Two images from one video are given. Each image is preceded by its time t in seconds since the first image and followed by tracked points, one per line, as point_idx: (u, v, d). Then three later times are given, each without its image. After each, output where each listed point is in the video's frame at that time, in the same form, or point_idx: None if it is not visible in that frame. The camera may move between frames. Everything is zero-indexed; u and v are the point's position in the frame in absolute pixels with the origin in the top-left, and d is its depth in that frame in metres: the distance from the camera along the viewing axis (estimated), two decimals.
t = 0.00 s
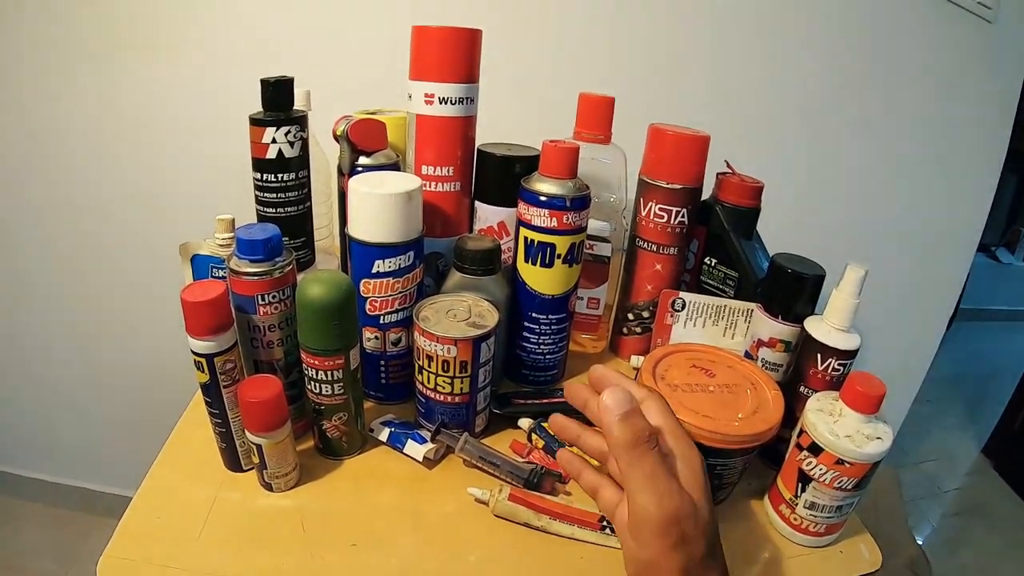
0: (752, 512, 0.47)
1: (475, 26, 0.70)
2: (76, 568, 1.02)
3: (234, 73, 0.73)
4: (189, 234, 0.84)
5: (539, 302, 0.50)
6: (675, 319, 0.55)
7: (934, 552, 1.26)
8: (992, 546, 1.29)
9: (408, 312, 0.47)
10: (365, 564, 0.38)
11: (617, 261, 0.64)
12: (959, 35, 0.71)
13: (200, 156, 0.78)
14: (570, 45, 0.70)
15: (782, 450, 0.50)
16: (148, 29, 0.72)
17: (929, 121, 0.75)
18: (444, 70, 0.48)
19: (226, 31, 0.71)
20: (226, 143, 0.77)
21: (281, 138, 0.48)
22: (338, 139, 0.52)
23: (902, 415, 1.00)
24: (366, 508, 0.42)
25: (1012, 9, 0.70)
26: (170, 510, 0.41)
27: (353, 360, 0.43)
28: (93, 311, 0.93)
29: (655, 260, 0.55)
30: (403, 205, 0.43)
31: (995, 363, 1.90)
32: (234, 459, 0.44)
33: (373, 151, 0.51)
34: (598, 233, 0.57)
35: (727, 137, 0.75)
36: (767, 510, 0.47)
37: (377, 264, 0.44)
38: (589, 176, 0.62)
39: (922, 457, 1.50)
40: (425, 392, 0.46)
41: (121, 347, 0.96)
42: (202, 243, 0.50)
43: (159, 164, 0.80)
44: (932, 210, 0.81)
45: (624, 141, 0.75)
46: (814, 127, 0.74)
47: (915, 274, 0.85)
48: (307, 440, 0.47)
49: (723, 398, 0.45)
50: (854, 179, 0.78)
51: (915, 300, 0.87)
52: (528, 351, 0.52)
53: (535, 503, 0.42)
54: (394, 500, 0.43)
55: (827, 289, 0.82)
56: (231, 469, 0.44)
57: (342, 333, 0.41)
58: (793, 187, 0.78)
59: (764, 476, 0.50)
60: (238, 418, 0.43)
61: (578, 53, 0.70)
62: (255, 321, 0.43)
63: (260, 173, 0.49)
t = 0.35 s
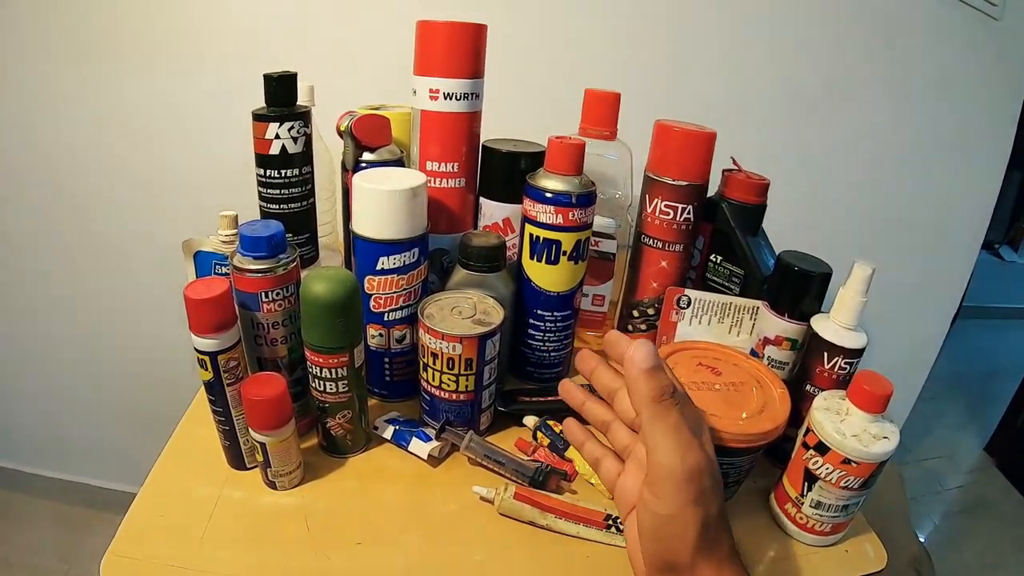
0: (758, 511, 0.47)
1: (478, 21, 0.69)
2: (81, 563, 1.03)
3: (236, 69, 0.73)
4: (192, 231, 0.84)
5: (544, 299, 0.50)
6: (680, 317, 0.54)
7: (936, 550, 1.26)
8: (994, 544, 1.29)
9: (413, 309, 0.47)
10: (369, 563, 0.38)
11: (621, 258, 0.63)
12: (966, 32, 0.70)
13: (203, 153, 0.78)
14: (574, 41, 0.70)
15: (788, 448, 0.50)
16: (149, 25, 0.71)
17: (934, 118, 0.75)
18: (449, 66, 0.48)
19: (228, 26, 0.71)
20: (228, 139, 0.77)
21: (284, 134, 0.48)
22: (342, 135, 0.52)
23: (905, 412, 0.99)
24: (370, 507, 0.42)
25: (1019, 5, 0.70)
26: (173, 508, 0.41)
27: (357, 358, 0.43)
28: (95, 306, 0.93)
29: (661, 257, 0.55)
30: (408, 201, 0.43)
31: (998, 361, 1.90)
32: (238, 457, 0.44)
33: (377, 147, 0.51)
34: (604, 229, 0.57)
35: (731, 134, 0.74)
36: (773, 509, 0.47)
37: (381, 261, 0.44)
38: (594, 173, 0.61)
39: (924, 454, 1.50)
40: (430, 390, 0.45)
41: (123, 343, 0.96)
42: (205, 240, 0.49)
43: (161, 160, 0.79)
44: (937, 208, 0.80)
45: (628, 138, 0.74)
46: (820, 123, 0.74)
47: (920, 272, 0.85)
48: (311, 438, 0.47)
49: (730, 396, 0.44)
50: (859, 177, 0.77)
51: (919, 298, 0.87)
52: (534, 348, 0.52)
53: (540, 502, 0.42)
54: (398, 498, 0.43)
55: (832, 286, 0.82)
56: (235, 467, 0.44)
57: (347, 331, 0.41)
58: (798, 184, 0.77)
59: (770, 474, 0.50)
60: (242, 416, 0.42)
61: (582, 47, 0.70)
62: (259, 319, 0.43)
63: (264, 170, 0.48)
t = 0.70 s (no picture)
0: (761, 511, 0.46)
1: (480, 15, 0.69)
2: (80, 559, 1.02)
3: (236, 62, 0.72)
4: (192, 226, 0.84)
5: (546, 295, 0.49)
6: (683, 313, 0.54)
7: (938, 549, 1.26)
8: (997, 544, 1.29)
9: (413, 305, 0.47)
10: (366, 562, 0.38)
11: (623, 255, 0.63)
12: (973, 27, 0.70)
13: (202, 147, 0.78)
14: (577, 35, 0.69)
15: (791, 447, 0.49)
16: (148, 18, 0.71)
17: (940, 114, 0.74)
18: (449, 59, 0.47)
19: (227, 20, 0.70)
20: (228, 133, 0.76)
21: (283, 128, 0.47)
22: (342, 128, 0.52)
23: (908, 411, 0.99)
24: (368, 505, 0.41)
25: None
26: (170, 505, 0.40)
27: (355, 354, 0.42)
28: (95, 301, 0.92)
29: (663, 253, 0.54)
30: (408, 196, 0.42)
31: (1001, 360, 1.89)
32: (236, 453, 0.43)
33: (377, 141, 0.50)
34: (606, 225, 0.56)
35: (735, 129, 0.74)
36: (775, 509, 0.46)
37: (381, 256, 0.44)
38: (596, 168, 0.61)
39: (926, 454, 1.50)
40: (430, 386, 0.45)
41: (123, 338, 0.95)
42: (203, 235, 0.49)
43: (160, 154, 0.79)
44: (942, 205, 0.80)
45: (631, 133, 0.74)
46: (825, 119, 0.73)
47: (924, 270, 0.84)
48: (309, 435, 0.47)
49: (733, 394, 0.44)
50: (864, 173, 0.77)
51: (923, 296, 0.86)
52: (534, 345, 0.51)
53: (541, 501, 0.42)
54: (397, 497, 0.42)
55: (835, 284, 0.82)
56: (232, 464, 0.44)
57: (345, 327, 0.40)
58: (802, 180, 0.77)
59: (773, 474, 0.49)
60: (239, 413, 0.42)
61: (584, 42, 0.69)
62: (256, 314, 0.42)
63: (262, 164, 0.48)
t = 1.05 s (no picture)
0: (759, 508, 0.47)
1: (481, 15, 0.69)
2: (83, 557, 1.03)
3: (239, 63, 0.72)
4: (195, 225, 0.84)
5: (546, 294, 0.50)
6: (683, 312, 0.54)
7: (938, 550, 1.26)
8: (996, 544, 1.29)
9: (414, 303, 0.47)
10: (368, 557, 0.38)
11: (623, 254, 0.63)
12: (972, 27, 0.70)
13: (205, 147, 0.78)
14: (578, 35, 0.69)
15: (789, 445, 0.49)
16: (151, 18, 0.71)
17: (940, 115, 0.74)
18: (451, 59, 0.47)
19: (230, 20, 0.70)
20: (231, 133, 0.77)
21: (285, 128, 0.47)
22: (344, 128, 0.52)
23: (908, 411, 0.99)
24: (370, 501, 0.42)
25: None
26: (173, 501, 0.41)
27: (357, 352, 0.43)
28: (98, 301, 0.93)
29: (663, 253, 0.54)
30: (409, 195, 0.43)
31: (1001, 361, 1.89)
32: (238, 450, 0.44)
33: (379, 141, 0.51)
34: (606, 225, 0.56)
35: (735, 130, 0.74)
36: (774, 507, 0.46)
37: (383, 255, 0.44)
38: (596, 168, 0.61)
39: (926, 454, 1.50)
40: (431, 384, 0.45)
41: (126, 337, 0.96)
42: (206, 234, 0.49)
43: (163, 154, 0.79)
44: (942, 205, 0.80)
45: (631, 133, 0.74)
46: (824, 119, 0.73)
47: (924, 270, 0.84)
48: (311, 432, 0.47)
49: (731, 393, 0.44)
50: (863, 173, 0.77)
51: (923, 296, 0.86)
52: (535, 344, 0.52)
53: (540, 497, 0.42)
54: (399, 493, 0.43)
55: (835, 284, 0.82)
56: (235, 460, 0.44)
57: (347, 325, 0.41)
58: (802, 180, 0.77)
59: (771, 472, 0.50)
60: (242, 410, 0.42)
61: (585, 42, 0.69)
62: (259, 312, 0.43)
63: (265, 163, 0.48)
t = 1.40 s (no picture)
0: (759, 510, 0.47)
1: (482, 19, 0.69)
2: (83, 558, 1.03)
3: (241, 65, 0.73)
4: (197, 227, 0.85)
5: (547, 296, 0.50)
6: (683, 314, 0.54)
7: (938, 551, 1.26)
8: (996, 545, 1.29)
9: (416, 305, 0.47)
10: (370, 557, 0.38)
11: (624, 256, 0.63)
12: (971, 30, 0.70)
13: (206, 149, 0.78)
14: (578, 38, 0.69)
15: (789, 447, 0.50)
16: (153, 20, 0.71)
17: (939, 117, 0.74)
18: (453, 63, 0.48)
19: (231, 22, 0.71)
20: (232, 135, 0.77)
21: (288, 130, 0.48)
22: (346, 131, 0.52)
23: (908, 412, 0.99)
24: (371, 502, 0.42)
25: None
26: (176, 502, 0.41)
27: (359, 353, 0.43)
28: (99, 302, 0.93)
29: (664, 255, 0.55)
30: (411, 198, 0.43)
31: (1001, 362, 1.89)
32: (241, 451, 0.44)
33: (380, 144, 0.51)
34: (607, 227, 0.57)
35: (735, 132, 0.74)
36: (774, 508, 0.47)
37: (384, 257, 0.44)
38: (597, 170, 0.61)
39: (926, 455, 1.50)
40: (433, 386, 0.45)
41: (128, 338, 0.96)
42: (208, 236, 0.49)
43: (165, 156, 0.80)
44: (941, 207, 0.80)
45: (631, 136, 0.74)
46: (824, 121, 0.74)
47: (923, 271, 0.85)
48: (313, 434, 0.47)
49: (731, 394, 0.44)
50: (863, 175, 0.77)
51: (922, 297, 0.86)
52: (536, 346, 0.52)
53: (541, 498, 0.42)
54: (401, 494, 0.43)
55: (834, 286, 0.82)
56: (237, 462, 0.44)
57: (349, 327, 0.41)
58: (801, 182, 0.77)
59: (771, 473, 0.50)
60: (244, 411, 0.43)
61: (585, 45, 0.70)
62: (262, 314, 0.43)
63: (268, 166, 0.49)
